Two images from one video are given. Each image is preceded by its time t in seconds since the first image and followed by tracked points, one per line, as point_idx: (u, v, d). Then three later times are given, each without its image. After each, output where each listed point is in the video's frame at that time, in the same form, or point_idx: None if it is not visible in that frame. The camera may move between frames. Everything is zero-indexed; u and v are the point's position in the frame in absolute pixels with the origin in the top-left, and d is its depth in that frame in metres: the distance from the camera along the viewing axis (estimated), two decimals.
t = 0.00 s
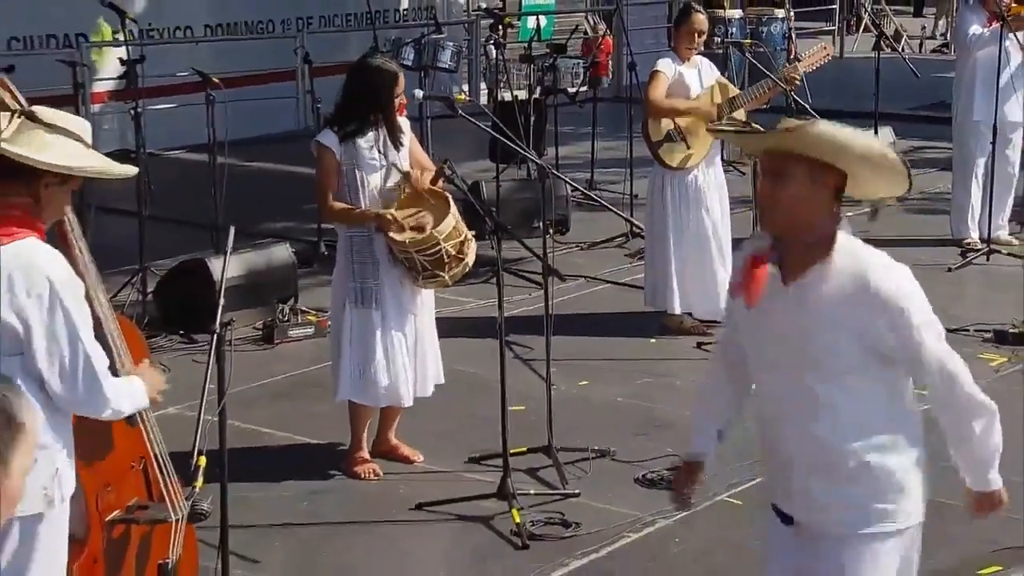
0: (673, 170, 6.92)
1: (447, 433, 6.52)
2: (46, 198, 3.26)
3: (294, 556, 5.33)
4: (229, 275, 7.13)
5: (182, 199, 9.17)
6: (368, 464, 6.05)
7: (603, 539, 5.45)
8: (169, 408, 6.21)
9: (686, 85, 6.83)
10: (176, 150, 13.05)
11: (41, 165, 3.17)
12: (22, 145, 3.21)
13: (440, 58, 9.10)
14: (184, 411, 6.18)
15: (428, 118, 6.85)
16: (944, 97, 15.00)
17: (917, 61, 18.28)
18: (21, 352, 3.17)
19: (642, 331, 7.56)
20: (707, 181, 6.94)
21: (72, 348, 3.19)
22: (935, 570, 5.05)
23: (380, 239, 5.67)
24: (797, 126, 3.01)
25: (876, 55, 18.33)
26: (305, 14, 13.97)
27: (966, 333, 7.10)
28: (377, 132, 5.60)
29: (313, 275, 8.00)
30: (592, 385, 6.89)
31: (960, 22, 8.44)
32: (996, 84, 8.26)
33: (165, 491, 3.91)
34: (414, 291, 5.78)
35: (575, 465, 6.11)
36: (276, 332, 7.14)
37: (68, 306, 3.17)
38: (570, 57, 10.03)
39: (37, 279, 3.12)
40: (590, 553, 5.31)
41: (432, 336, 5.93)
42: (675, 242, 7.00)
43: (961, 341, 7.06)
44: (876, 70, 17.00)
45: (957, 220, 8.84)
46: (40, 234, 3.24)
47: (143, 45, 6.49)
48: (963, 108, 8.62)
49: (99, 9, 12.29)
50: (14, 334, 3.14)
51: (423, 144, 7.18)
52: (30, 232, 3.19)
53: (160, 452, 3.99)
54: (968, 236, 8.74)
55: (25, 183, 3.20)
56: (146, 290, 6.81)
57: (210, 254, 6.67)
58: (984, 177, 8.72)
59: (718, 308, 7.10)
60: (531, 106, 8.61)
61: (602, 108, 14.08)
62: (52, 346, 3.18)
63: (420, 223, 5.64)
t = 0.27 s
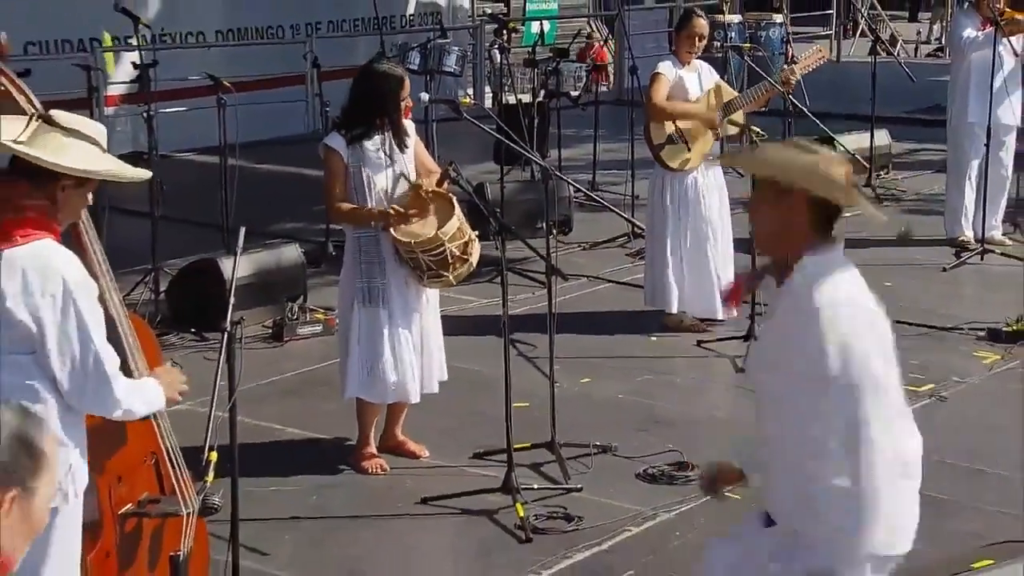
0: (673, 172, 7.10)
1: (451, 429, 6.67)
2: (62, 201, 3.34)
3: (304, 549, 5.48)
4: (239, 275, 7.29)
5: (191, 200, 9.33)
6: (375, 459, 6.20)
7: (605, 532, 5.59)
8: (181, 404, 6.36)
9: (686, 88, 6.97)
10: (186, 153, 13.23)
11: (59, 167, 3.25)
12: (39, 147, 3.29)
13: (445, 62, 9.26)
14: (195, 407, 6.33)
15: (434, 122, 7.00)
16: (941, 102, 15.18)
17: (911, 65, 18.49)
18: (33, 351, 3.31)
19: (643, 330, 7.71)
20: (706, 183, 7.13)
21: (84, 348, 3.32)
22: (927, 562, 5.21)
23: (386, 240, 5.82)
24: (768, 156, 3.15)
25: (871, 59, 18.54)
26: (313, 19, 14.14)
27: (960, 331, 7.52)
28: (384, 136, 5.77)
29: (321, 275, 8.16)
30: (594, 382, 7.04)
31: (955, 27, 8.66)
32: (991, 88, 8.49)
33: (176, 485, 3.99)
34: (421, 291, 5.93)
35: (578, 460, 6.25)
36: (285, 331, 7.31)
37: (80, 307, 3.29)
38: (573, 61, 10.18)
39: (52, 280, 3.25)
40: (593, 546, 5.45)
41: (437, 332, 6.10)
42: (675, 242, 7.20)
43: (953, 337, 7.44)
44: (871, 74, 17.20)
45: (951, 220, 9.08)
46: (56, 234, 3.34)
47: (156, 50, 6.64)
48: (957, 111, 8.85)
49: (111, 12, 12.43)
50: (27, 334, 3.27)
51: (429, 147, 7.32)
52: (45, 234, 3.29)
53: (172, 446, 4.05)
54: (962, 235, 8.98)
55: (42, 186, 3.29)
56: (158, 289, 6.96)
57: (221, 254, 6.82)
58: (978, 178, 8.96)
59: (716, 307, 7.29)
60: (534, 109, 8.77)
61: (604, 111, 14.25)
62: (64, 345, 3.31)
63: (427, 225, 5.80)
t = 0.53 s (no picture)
0: (674, 174, 7.27)
1: (457, 425, 6.83)
2: (74, 202, 3.53)
3: (314, 541, 5.63)
4: (249, 274, 7.45)
5: (200, 201, 9.49)
6: (382, 454, 6.35)
7: (607, 526, 5.75)
8: (192, 401, 6.51)
9: (686, 90, 7.12)
10: (196, 155, 13.42)
11: (71, 168, 3.44)
12: (52, 150, 3.48)
13: (450, 67, 9.42)
14: (206, 404, 6.49)
15: (439, 125, 7.16)
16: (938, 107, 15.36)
17: (906, 70, 18.67)
18: (49, 349, 3.45)
19: (643, 328, 7.87)
20: (705, 184, 7.31)
21: (99, 343, 3.47)
22: (920, 555, 5.36)
23: (392, 241, 5.98)
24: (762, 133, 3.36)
25: (866, 63, 18.70)
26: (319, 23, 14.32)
27: (955, 329, 7.67)
28: (389, 140, 5.91)
29: (329, 275, 8.33)
30: (595, 379, 7.20)
31: (949, 33, 8.89)
32: (985, 94, 8.72)
33: (188, 483, 4.15)
34: (425, 290, 6.09)
35: (580, 455, 6.41)
36: (294, 329, 7.48)
37: (94, 303, 3.45)
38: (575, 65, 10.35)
39: (66, 279, 3.43)
40: (595, 539, 5.60)
41: (441, 330, 6.25)
42: (675, 243, 7.40)
43: (948, 336, 7.61)
44: (867, 78, 17.37)
45: (945, 221, 9.32)
46: (68, 234, 3.53)
47: (168, 55, 6.79)
48: (951, 115, 9.09)
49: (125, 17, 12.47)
50: (43, 333, 3.43)
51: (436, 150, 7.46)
52: (59, 234, 3.49)
53: (183, 444, 4.21)
54: (955, 236, 9.22)
55: (54, 188, 3.48)
56: (170, 288, 7.12)
57: (231, 254, 6.98)
58: (971, 181, 9.19)
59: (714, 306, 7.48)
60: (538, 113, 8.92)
61: (605, 115, 14.42)
62: (79, 342, 3.46)
63: (433, 226, 5.95)
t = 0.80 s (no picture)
0: (673, 176, 7.42)
1: (461, 422, 6.98)
2: (84, 201, 3.62)
3: (322, 535, 5.77)
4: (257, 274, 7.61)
5: (208, 202, 9.66)
6: (388, 450, 6.50)
7: (608, 520, 5.89)
8: (202, 397, 6.66)
9: (685, 95, 7.27)
10: (209, 158, 13.69)
11: (80, 172, 3.54)
12: (62, 154, 3.59)
13: (455, 71, 9.58)
14: (215, 400, 6.63)
15: (444, 128, 7.30)
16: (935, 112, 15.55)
17: (899, 73, 18.89)
18: (61, 349, 3.50)
19: (644, 327, 8.02)
20: (704, 186, 7.47)
21: (112, 338, 3.55)
22: (913, 548, 5.51)
23: (397, 241, 6.12)
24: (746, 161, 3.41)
25: (861, 66, 18.92)
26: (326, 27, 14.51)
27: (948, 328, 7.85)
28: (394, 143, 6.07)
29: (336, 274, 8.50)
30: (597, 376, 7.35)
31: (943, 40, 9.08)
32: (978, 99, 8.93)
33: (198, 475, 4.26)
34: (430, 288, 6.23)
35: (581, 452, 6.56)
36: (302, 327, 7.64)
37: (104, 300, 3.53)
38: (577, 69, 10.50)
39: (77, 277, 3.50)
40: (597, 534, 5.75)
41: (446, 327, 6.39)
42: (675, 243, 7.56)
43: (942, 335, 7.78)
44: (861, 80, 17.58)
45: (939, 222, 9.55)
46: (79, 233, 3.61)
47: (179, 59, 6.94)
48: (945, 119, 9.30)
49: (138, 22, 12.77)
50: (55, 332, 3.49)
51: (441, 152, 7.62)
52: (68, 234, 3.55)
53: (193, 437, 4.31)
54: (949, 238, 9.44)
55: (65, 188, 3.57)
56: (180, 287, 7.27)
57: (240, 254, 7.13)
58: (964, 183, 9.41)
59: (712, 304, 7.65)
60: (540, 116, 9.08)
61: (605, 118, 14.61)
62: (88, 339, 3.53)
63: (437, 227, 6.11)
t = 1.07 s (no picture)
0: (673, 178, 7.59)
1: (465, 418, 7.13)
2: (98, 202, 3.73)
3: (327, 529, 5.93)
4: (266, 274, 7.78)
5: (216, 203, 9.83)
6: (393, 446, 6.65)
7: (608, 515, 6.03)
8: (212, 394, 6.82)
9: (685, 98, 7.42)
10: (218, 159, 13.91)
11: (95, 172, 3.64)
12: (76, 155, 3.70)
13: (458, 75, 9.74)
14: (225, 397, 6.79)
15: (448, 131, 7.46)
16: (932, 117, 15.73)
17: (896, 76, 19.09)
18: (72, 345, 3.68)
19: (644, 325, 8.18)
20: (703, 188, 7.64)
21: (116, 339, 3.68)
22: (907, 538, 5.63)
23: (402, 242, 6.29)
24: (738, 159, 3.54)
25: (858, 69, 19.10)
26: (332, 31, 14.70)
27: (942, 326, 8.02)
28: (399, 146, 6.22)
29: (343, 274, 8.68)
30: (598, 374, 7.51)
31: (937, 45, 9.27)
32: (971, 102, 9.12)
33: (209, 471, 4.32)
34: (435, 288, 6.39)
35: (583, 447, 6.71)
36: (309, 325, 7.82)
37: (112, 301, 3.65)
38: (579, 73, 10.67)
39: (85, 274, 3.62)
40: (597, 528, 5.89)
41: (451, 326, 6.55)
42: (675, 244, 7.71)
43: (936, 333, 7.93)
44: (859, 83, 17.76)
45: (933, 223, 9.74)
46: (92, 233, 3.71)
47: (190, 63, 7.09)
48: (938, 122, 9.48)
49: (149, 28, 13.12)
50: (65, 327, 3.65)
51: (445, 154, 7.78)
52: (82, 233, 3.66)
53: (206, 432, 4.39)
54: (942, 238, 9.64)
55: (79, 189, 3.68)
56: (191, 286, 7.44)
57: (249, 254, 7.29)
58: (957, 184, 9.60)
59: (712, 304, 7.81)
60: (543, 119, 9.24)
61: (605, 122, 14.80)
62: (97, 333, 3.67)
63: (442, 227, 6.26)
